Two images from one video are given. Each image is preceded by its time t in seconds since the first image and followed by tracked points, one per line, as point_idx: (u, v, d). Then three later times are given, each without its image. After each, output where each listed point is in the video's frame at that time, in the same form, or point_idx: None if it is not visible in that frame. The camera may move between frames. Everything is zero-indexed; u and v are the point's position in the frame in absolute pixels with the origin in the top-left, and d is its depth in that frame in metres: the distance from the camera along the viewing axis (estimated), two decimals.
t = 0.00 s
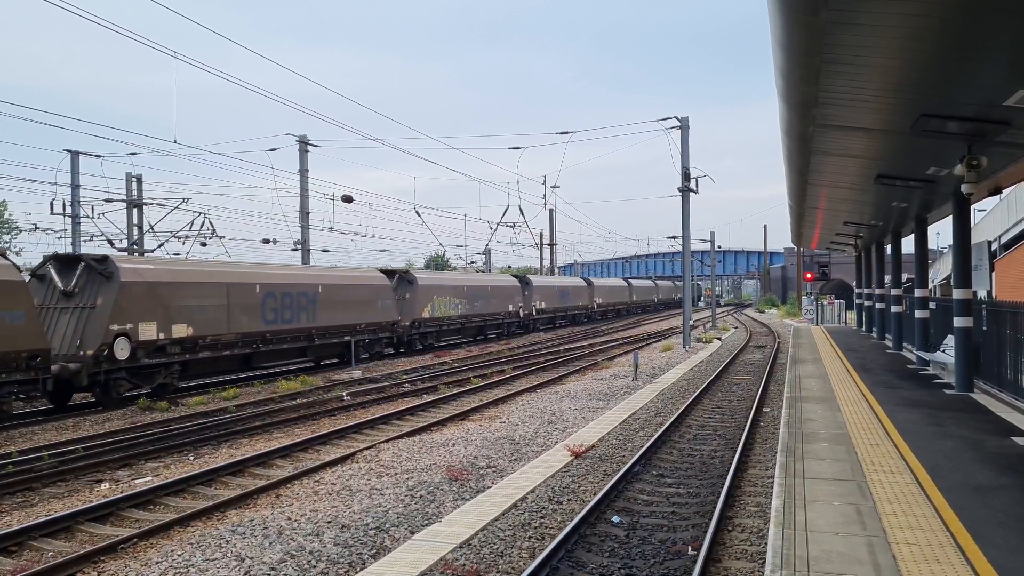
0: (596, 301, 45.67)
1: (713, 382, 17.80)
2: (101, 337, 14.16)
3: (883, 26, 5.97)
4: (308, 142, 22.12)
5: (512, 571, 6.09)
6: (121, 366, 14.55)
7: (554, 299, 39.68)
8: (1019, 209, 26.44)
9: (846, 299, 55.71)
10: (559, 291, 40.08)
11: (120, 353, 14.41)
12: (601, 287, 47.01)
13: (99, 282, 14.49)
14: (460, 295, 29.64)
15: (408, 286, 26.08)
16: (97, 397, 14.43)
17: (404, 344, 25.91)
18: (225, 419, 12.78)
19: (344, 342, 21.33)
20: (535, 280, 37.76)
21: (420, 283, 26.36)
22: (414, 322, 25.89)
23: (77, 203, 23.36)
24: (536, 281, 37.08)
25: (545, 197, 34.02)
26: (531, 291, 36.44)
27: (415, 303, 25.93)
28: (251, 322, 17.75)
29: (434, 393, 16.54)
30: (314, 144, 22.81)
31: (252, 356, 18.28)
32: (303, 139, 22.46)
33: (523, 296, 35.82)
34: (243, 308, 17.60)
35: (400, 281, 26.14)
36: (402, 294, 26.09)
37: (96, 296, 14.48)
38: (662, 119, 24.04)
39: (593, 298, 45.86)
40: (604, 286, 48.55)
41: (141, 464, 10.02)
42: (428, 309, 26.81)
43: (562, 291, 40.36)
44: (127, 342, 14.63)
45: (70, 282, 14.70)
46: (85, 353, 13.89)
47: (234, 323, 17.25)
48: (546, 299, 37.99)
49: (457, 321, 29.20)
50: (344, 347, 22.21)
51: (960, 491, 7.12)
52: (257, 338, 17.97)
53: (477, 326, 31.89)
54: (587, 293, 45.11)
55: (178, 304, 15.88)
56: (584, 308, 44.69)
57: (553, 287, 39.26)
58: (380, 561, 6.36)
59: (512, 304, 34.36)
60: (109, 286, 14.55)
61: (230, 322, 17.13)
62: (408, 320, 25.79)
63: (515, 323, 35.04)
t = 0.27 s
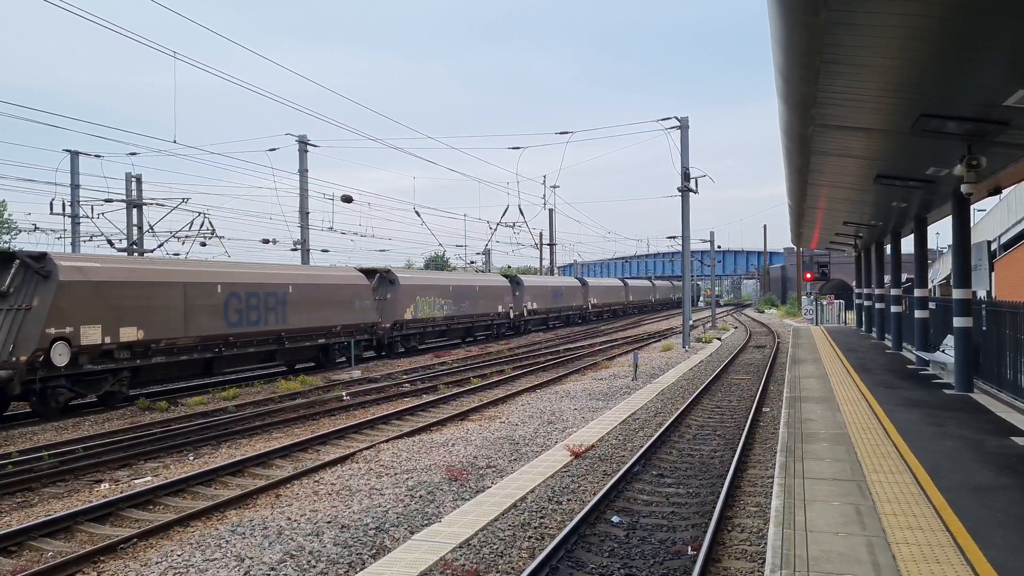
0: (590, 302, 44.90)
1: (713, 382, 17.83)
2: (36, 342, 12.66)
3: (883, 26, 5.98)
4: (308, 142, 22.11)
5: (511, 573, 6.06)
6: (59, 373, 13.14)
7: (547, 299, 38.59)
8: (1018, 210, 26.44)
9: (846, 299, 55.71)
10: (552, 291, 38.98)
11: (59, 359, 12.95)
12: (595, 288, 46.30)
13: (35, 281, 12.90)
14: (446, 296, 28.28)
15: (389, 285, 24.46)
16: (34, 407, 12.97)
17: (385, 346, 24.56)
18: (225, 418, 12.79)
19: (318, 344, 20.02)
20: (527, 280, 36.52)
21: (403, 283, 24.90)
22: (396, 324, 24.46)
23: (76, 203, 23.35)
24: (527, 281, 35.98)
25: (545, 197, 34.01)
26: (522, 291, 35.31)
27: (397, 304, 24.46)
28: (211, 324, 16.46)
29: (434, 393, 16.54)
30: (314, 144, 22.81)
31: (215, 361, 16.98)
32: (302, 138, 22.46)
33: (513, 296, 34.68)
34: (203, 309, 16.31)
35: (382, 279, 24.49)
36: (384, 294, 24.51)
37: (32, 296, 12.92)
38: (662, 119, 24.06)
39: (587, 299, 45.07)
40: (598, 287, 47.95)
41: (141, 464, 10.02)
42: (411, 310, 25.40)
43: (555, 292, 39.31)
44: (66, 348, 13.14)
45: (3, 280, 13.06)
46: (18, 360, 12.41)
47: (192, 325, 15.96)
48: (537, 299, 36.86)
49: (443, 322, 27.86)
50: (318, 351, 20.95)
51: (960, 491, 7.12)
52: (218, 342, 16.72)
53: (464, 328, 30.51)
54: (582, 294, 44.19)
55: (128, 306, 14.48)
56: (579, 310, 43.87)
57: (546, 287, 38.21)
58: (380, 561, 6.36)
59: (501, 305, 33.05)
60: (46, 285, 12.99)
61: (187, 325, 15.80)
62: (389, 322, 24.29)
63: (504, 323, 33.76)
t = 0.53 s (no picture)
0: (585, 303, 44.16)
1: (713, 382, 17.86)
2: None
3: (883, 26, 5.98)
4: (308, 142, 22.12)
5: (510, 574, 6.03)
6: None
7: (539, 299, 37.71)
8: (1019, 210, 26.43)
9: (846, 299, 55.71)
10: (544, 291, 38.08)
11: None
12: (591, 288, 45.57)
13: None
14: (431, 298, 27.22)
15: (369, 286, 23.46)
16: None
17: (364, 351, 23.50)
18: (225, 419, 12.79)
19: (289, 348, 19.04)
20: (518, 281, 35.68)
21: (383, 284, 23.87)
22: (375, 327, 23.42)
23: (76, 204, 23.36)
24: (519, 281, 35.10)
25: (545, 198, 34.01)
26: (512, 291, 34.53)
27: (377, 305, 23.47)
28: (166, 328, 15.45)
29: (434, 394, 16.54)
30: (314, 145, 22.82)
31: (172, 367, 16.01)
32: (302, 139, 22.47)
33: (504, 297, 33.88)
34: (158, 312, 15.32)
35: (361, 279, 23.39)
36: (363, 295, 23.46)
37: None
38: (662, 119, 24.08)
39: (583, 299, 44.30)
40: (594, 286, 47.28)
41: (141, 465, 10.03)
42: (392, 311, 24.34)
43: (547, 292, 38.40)
44: None
45: None
46: None
47: (144, 329, 14.92)
48: (529, 300, 36.02)
49: (427, 324, 26.81)
50: (291, 354, 19.93)
51: (959, 491, 7.12)
52: (174, 346, 15.68)
53: (450, 330, 29.41)
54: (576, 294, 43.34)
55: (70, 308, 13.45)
56: (573, 310, 43.13)
57: (538, 287, 37.34)
58: (380, 562, 6.36)
59: (489, 306, 31.94)
60: None
61: (138, 328, 14.76)
62: (368, 324, 23.30)
63: (493, 325, 32.64)
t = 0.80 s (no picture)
0: (581, 304, 43.36)
1: (713, 383, 17.92)
2: None
3: (882, 26, 5.98)
4: (309, 143, 22.13)
5: None
6: None
7: (531, 301, 36.73)
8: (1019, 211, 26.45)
9: (846, 300, 55.74)
10: (537, 292, 37.07)
11: None
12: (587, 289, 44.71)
13: None
14: (413, 299, 26.06)
15: (347, 287, 22.24)
16: None
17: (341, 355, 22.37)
18: (226, 420, 12.80)
19: (256, 354, 17.86)
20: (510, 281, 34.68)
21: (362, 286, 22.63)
22: (352, 330, 22.23)
23: (77, 205, 23.38)
24: (510, 281, 34.12)
25: (545, 199, 34.06)
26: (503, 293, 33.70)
27: (354, 308, 22.30)
28: (114, 333, 14.22)
29: (434, 394, 16.58)
30: (314, 146, 22.83)
31: (120, 375, 14.75)
32: (303, 139, 22.49)
33: (495, 299, 32.98)
34: (106, 315, 14.11)
35: (338, 281, 22.11)
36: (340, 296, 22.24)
37: None
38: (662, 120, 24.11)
39: (579, 301, 43.45)
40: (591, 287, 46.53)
41: (141, 467, 10.03)
42: (371, 314, 23.23)
43: (540, 293, 37.42)
44: None
45: None
46: None
47: (87, 334, 13.68)
48: (521, 302, 35.09)
49: (409, 328, 25.70)
50: (260, 359, 18.71)
51: (960, 491, 7.13)
52: (123, 353, 14.46)
53: (435, 333, 28.27)
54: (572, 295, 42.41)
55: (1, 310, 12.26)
56: (568, 312, 42.29)
57: (530, 288, 36.39)
58: (381, 563, 6.37)
59: (478, 307, 30.85)
60: None
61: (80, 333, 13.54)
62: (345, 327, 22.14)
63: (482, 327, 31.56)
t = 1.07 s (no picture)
0: (575, 306, 42.39)
1: (714, 384, 17.94)
2: None
3: (882, 27, 5.98)
4: (309, 144, 22.13)
5: None
6: None
7: (522, 302, 35.58)
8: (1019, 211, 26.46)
9: (846, 301, 55.77)
10: (528, 293, 35.94)
11: None
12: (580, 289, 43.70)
13: None
14: (394, 301, 24.77)
15: (322, 288, 21.03)
16: None
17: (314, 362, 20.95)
18: (225, 421, 12.79)
19: (217, 360, 16.77)
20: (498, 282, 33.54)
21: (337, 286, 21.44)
22: (327, 334, 20.96)
23: (77, 206, 23.37)
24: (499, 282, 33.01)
25: (545, 200, 34.07)
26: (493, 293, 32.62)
27: (330, 309, 21.06)
28: (51, 339, 13.17)
29: (434, 395, 16.60)
30: (314, 147, 22.83)
31: (62, 384, 13.69)
32: (303, 140, 22.49)
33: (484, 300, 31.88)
34: (42, 319, 13.06)
35: (313, 281, 20.87)
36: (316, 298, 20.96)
37: None
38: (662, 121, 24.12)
39: (573, 303, 42.45)
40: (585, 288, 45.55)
41: (141, 467, 10.03)
42: (349, 317, 21.96)
43: (531, 294, 36.31)
44: None
45: None
46: None
47: (20, 340, 12.64)
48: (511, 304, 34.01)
49: (391, 331, 24.48)
50: (224, 364, 17.57)
51: (960, 492, 7.13)
52: (61, 360, 13.37)
53: (418, 336, 26.95)
54: (565, 296, 41.38)
55: None
56: (562, 315, 41.31)
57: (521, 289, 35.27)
58: (381, 564, 6.37)
59: (465, 309, 29.64)
60: None
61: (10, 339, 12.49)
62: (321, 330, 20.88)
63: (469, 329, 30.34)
